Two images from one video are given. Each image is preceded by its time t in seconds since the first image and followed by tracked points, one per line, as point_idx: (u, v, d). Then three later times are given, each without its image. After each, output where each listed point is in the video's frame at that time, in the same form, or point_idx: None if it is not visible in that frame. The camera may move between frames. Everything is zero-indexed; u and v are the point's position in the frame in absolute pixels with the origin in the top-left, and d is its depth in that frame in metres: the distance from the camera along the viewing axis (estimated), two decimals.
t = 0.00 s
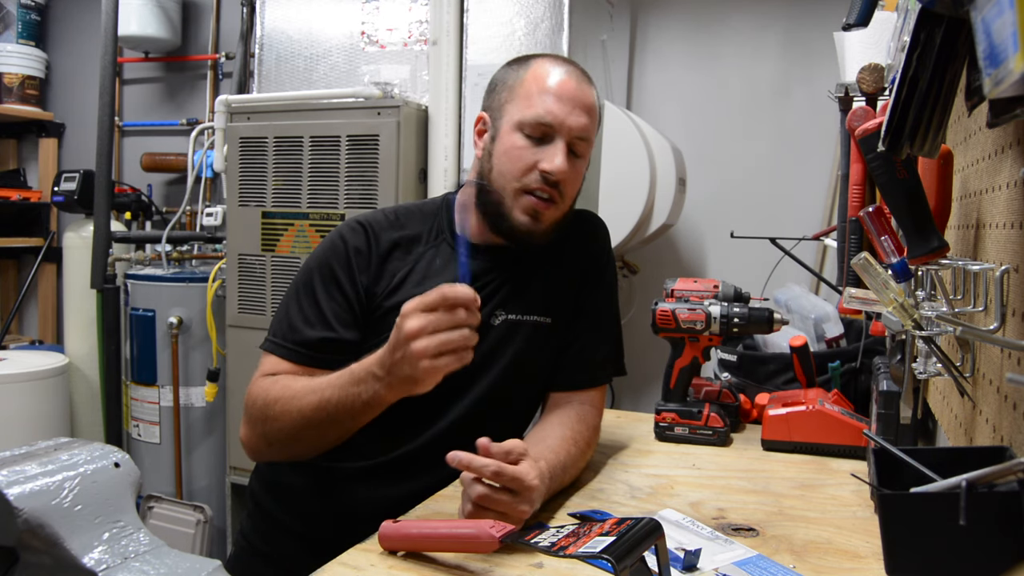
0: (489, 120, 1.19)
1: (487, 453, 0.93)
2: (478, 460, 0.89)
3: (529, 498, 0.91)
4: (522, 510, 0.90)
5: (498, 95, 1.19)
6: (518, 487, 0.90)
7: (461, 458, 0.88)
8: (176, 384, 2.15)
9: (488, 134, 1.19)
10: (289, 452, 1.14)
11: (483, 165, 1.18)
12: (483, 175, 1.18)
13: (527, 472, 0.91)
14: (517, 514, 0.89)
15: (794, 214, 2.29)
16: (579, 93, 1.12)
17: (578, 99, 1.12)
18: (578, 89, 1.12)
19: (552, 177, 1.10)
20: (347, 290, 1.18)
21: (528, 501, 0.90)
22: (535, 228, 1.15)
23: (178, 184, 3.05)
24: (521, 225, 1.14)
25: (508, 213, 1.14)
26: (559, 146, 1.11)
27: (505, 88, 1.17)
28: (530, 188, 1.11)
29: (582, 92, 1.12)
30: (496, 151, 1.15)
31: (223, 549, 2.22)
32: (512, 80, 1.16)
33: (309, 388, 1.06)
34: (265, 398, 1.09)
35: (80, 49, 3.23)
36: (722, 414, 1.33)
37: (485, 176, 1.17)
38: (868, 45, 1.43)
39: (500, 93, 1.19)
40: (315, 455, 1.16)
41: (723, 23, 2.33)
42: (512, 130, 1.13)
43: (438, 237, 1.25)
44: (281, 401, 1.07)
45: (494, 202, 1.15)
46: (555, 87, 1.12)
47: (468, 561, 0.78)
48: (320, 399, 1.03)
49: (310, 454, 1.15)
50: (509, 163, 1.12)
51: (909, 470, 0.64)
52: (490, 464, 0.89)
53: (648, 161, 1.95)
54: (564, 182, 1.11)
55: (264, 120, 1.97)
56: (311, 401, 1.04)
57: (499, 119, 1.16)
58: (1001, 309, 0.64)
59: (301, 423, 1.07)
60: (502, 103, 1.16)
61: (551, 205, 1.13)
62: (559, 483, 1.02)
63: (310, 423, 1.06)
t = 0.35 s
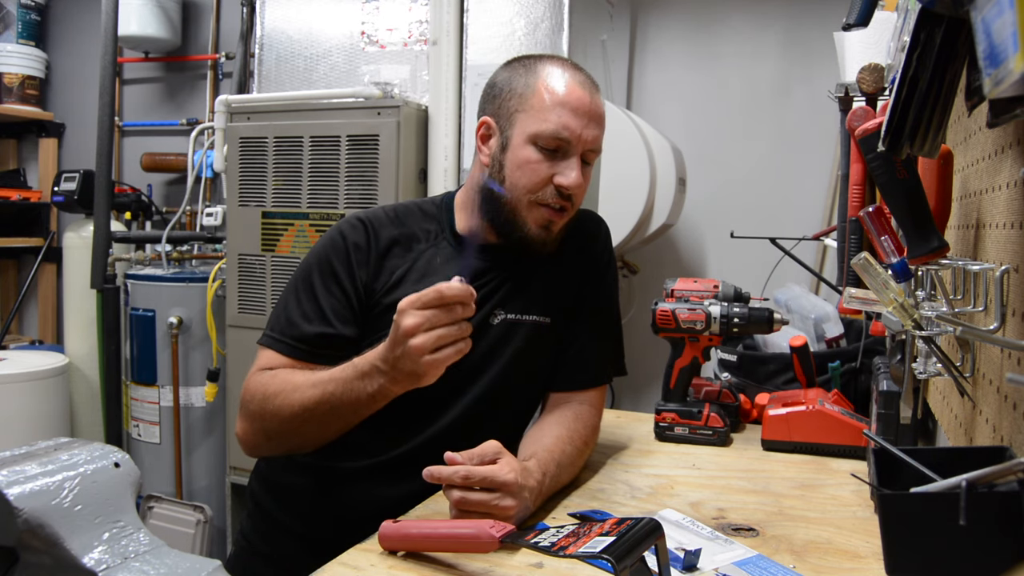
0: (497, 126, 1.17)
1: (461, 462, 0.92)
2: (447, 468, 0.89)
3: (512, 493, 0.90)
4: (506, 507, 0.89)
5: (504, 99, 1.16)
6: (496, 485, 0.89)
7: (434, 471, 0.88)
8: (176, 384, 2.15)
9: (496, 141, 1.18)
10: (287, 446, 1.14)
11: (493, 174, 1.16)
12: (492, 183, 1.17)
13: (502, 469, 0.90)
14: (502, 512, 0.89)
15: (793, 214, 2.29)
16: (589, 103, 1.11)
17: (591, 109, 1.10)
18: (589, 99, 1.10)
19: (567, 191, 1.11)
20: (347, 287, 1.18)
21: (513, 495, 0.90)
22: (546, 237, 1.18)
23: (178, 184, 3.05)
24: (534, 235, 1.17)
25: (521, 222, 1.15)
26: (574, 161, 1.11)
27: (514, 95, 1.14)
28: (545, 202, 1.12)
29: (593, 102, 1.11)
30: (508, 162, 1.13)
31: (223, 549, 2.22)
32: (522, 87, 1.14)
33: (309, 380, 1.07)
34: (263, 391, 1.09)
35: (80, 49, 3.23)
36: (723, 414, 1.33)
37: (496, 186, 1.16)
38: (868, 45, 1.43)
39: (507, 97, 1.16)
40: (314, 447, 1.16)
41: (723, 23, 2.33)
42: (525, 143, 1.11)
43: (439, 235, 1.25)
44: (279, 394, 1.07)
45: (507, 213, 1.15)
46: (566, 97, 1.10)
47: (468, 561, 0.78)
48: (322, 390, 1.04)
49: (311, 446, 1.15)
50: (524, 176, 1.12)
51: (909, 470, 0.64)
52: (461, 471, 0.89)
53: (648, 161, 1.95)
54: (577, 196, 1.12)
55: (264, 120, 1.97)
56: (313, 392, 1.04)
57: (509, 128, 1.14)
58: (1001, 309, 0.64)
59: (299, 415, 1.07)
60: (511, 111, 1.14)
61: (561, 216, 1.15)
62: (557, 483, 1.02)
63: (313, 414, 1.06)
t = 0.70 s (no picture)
0: (499, 129, 1.18)
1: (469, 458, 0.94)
2: (453, 465, 0.90)
3: (516, 494, 0.91)
4: (508, 508, 0.89)
5: (507, 101, 1.17)
6: (501, 485, 0.90)
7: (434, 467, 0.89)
8: (176, 384, 2.15)
9: (497, 143, 1.18)
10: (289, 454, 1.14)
11: (493, 177, 1.17)
12: (491, 185, 1.17)
13: (507, 469, 0.91)
14: (504, 512, 0.89)
15: (794, 214, 2.29)
16: (591, 109, 1.10)
17: (592, 116, 1.10)
18: (590, 105, 1.10)
19: (565, 198, 1.11)
20: (347, 290, 1.18)
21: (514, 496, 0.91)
22: (543, 242, 1.18)
23: (178, 184, 3.05)
24: (531, 241, 1.17)
25: (519, 228, 1.16)
26: (573, 168, 1.10)
27: (516, 98, 1.14)
28: (543, 209, 1.12)
29: (594, 109, 1.11)
30: (508, 166, 1.14)
31: (223, 549, 2.22)
32: (524, 90, 1.14)
33: (312, 397, 1.06)
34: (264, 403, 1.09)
35: (80, 49, 3.23)
36: (723, 414, 1.33)
37: (495, 189, 1.16)
38: (868, 45, 1.43)
39: (509, 99, 1.16)
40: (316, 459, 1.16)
41: (723, 23, 2.33)
42: (525, 148, 1.11)
43: (439, 237, 1.25)
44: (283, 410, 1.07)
45: (505, 217, 1.16)
46: (568, 102, 1.10)
47: (468, 561, 0.78)
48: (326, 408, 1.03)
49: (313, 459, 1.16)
50: (523, 182, 1.12)
51: (909, 470, 0.64)
52: (466, 468, 0.90)
53: (648, 161, 1.95)
54: (575, 203, 1.12)
55: (264, 120, 1.97)
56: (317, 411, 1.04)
57: (510, 131, 1.14)
58: (1001, 309, 0.64)
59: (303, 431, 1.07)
60: (513, 114, 1.14)
61: (558, 223, 1.15)
62: (558, 483, 1.02)
63: (316, 430, 1.07)
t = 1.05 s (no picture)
0: (493, 121, 1.19)
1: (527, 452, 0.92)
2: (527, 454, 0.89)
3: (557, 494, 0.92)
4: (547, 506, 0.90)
5: (504, 95, 1.19)
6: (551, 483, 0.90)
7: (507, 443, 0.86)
8: (176, 384, 2.15)
9: (490, 134, 1.20)
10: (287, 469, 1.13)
11: (483, 165, 1.19)
12: (481, 174, 1.19)
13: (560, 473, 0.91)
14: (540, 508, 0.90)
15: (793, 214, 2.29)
16: (581, 98, 1.11)
17: (582, 105, 1.11)
18: (581, 96, 1.11)
19: (549, 183, 1.11)
20: (346, 293, 1.18)
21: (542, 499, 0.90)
22: (527, 233, 1.16)
23: (178, 184, 3.05)
24: (514, 230, 1.15)
25: (502, 215, 1.15)
26: (558, 152, 1.10)
27: (511, 90, 1.16)
28: (526, 194, 1.12)
29: (585, 100, 1.12)
30: (496, 153, 1.15)
31: (223, 549, 2.22)
32: (519, 82, 1.16)
33: (313, 446, 1.05)
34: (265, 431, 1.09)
35: (80, 50, 3.23)
36: (723, 414, 1.33)
37: (484, 178, 1.18)
38: (868, 45, 1.43)
39: (506, 93, 1.18)
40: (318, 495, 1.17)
41: (723, 23, 2.33)
42: (513, 133, 1.13)
43: (438, 238, 1.25)
44: (280, 445, 1.07)
45: (490, 204, 1.16)
46: (558, 92, 1.11)
47: (468, 561, 0.78)
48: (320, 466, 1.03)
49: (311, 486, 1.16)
50: (508, 167, 1.13)
51: (909, 470, 0.64)
52: (533, 457, 0.89)
53: (648, 161, 1.95)
54: (559, 188, 1.12)
55: (264, 120, 1.97)
56: (311, 466, 1.04)
57: (502, 120, 1.16)
58: (1002, 309, 0.64)
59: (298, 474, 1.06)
60: (506, 104, 1.16)
61: (543, 212, 1.14)
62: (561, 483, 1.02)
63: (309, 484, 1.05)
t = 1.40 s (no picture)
0: (487, 119, 1.20)
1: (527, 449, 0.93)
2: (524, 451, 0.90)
3: (552, 496, 0.92)
4: (542, 505, 0.90)
5: (497, 94, 1.19)
6: (548, 484, 0.90)
7: (504, 435, 0.88)
8: (176, 384, 2.15)
9: (485, 132, 1.20)
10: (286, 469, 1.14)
11: (478, 163, 1.19)
12: (475, 172, 1.19)
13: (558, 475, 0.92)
14: (536, 508, 0.90)
15: (793, 214, 2.29)
16: (573, 93, 1.12)
17: (574, 100, 1.11)
18: (574, 91, 1.12)
19: (543, 178, 1.11)
20: (344, 293, 1.18)
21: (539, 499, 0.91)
22: (521, 234, 1.15)
23: (178, 184, 3.05)
24: (507, 229, 1.14)
25: (496, 215, 1.14)
26: (552, 147, 1.11)
27: (504, 88, 1.17)
28: (520, 187, 1.12)
29: (578, 95, 1.12)
30: (490, 151, 1.16)
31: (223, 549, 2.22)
32: (511, 79, 1.16)
33: (311, 447, 1.05)
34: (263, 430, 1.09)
35: (80, 50, 3.23)
36: (723, 414, 1.33)
37: (479, 175, 1.18)
38: (868, 45, 1.43)
39: (499, 92, 1.19)
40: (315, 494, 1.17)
41: (723, 23, 2.33)
42: (506, 130, 1.13)
43: (436, 237, 1.26)
44: (278, 445, 1.07)
45: (484, 201, 1.15)
46: (551, 89, 1.11)
47: (468, 561, 0.78)
48: (316, 469, 1.03)
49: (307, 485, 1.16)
50: (502, 163, 1.13)
51: (909, 470, 0.64)
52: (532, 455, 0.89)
53: (648, 161, 1.95)
54: (554, 183, 1.12)
55: (264, 120, 1.97)
56: (306, 467, 1.03)
57: (495, 118, 1.17)
58: (1002, 309, 0.64)
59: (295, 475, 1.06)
60: (499, 102, 1.17)
61: (540, 208, 1.13)
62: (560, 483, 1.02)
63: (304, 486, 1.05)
